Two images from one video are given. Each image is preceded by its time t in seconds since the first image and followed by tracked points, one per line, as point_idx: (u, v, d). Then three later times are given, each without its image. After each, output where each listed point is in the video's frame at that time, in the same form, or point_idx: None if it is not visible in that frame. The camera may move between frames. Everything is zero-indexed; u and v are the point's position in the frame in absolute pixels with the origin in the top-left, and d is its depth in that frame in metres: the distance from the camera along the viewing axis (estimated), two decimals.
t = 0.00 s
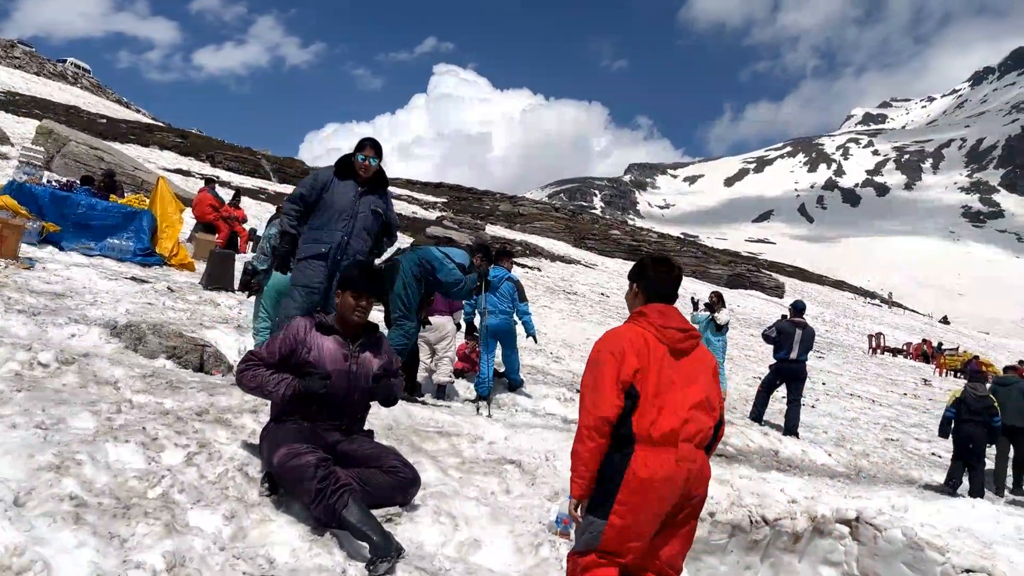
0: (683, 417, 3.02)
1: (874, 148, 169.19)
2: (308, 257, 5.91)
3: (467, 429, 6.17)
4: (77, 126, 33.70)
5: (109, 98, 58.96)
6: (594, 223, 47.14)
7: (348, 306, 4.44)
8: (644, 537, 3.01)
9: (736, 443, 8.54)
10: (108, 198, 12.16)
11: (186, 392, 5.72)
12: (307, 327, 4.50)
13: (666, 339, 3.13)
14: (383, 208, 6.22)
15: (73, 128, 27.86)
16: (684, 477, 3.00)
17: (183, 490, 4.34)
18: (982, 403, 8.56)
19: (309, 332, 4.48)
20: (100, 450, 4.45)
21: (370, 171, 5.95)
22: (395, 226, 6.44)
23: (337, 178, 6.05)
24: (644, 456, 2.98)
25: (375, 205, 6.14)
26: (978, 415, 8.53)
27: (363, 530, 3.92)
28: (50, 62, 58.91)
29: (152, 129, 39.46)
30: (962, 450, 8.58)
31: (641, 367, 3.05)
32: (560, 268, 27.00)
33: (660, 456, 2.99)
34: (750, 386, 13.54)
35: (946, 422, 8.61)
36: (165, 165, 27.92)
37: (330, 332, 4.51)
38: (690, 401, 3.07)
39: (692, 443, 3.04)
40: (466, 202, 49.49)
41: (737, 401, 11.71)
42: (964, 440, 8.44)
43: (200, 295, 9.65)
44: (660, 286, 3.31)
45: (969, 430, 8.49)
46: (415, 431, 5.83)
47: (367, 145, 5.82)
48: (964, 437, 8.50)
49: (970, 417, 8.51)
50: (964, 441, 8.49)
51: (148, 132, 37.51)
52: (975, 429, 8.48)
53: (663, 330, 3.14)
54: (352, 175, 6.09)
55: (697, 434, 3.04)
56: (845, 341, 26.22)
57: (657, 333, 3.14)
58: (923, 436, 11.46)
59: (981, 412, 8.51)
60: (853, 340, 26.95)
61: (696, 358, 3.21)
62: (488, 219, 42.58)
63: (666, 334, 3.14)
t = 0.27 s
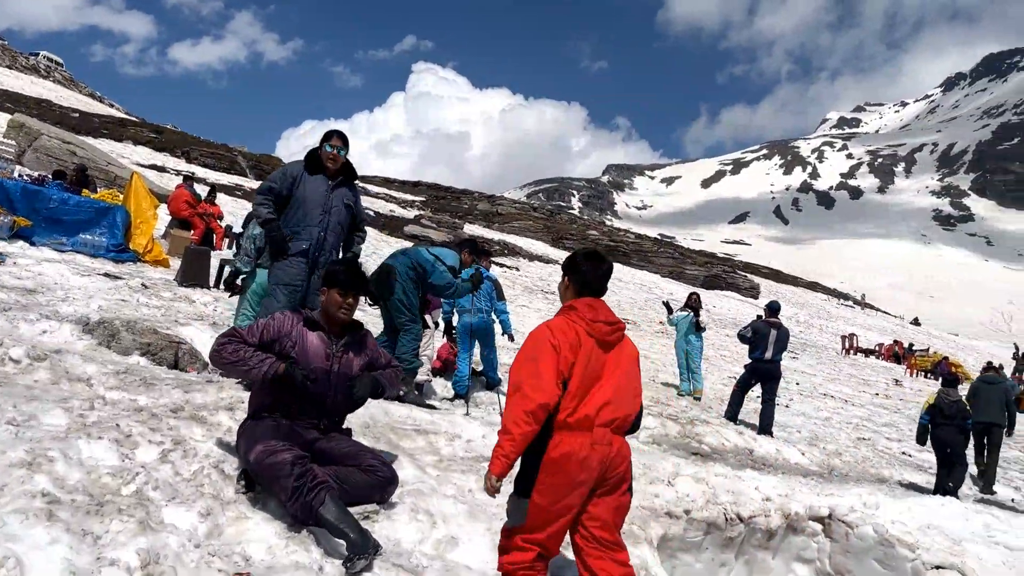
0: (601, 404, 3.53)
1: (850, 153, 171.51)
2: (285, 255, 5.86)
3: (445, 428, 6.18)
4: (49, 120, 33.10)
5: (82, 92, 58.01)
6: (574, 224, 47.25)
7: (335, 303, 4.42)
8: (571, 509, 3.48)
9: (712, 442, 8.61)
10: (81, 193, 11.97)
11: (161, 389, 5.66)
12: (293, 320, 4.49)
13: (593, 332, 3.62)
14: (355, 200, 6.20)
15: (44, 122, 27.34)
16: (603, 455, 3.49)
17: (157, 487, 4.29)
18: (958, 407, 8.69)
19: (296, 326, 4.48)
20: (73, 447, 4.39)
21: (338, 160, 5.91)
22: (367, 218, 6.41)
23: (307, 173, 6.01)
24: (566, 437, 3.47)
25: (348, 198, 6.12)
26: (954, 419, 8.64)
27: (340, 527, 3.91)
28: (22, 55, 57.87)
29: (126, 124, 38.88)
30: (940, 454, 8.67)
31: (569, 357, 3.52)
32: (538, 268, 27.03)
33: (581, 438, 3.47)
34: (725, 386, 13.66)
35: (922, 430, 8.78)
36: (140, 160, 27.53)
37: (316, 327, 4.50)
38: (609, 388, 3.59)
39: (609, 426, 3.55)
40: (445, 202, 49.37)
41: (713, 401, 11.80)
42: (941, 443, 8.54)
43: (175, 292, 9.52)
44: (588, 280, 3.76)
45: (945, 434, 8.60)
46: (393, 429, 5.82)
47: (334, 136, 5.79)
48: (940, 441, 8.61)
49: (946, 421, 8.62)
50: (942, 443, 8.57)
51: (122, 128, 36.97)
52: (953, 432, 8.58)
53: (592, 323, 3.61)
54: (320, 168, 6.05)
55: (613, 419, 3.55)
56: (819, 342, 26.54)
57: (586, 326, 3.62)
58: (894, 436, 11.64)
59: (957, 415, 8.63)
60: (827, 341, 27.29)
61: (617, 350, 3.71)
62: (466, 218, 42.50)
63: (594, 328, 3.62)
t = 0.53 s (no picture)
0: (533, 371, 3.57)
1: (826, 146, 172.92)
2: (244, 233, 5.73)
3: (420, 412, 6.15)
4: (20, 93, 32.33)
5: (56, 66, 56.71)
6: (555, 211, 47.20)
7: (318, 289, 4.36)
8: (513, 475, 3.60)
9: (687, 429, 8.66)
10: (53, 168, 11.71)
11: (132, 369, 5.57)
12: (271, 303, 4.39)
13: (519, 303, 3.67)
14: (312, 172, 6.09)
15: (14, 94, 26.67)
16: (539, 422, 3.57)
17: (126, 468, 4.23)
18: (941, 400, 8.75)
19: (273, 309, 4.39)
20: (40, 425, 4.30)
21: (292, 130, 5.78)
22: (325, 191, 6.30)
23: (261, 147, 5.87)
24: (504, 405, 3.55)
25: (305, 169, 6.02)
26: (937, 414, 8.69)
27: (312, 510, 3.89)
28: None
29: (101, 100, 38.08)
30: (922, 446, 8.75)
31: (495, 329, 3.59)
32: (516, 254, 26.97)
33: (517, 406, 3.55)
34: (701, 374, 13.75)
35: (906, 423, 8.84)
36: (114, 137, 27.00)
37: (294, 311, 4.42)
38: (540, 356, 3.64)
39: (544, 392, 3.61)
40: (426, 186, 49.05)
41: (688, 390, 11.88)
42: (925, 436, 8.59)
43: (149, 271, 9.37)
44: (514, 254, 3.82)
45: (928, 426, 8.65)
46: (367, 413, 5.78)
47: (286, 106, 5.65)
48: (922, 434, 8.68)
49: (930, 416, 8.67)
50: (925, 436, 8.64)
51: (96, 104, 36.22)
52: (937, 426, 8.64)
53: (517, 295, 3.67)
54: (273, 142, 5.91)
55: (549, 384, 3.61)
56: (795, 332, 26.82)
57: (509, 299, 3.67)
58: (865, 426, 11.80)
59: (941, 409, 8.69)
60: (802, 331, 27.58)
61: (547, 318, 3.77)
62: (446, 202, 42.27)
63: (519, 299, 3.67)
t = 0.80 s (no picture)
0: (473, 312, 3.75)
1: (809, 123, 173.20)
2: (196, 205, 5.57)
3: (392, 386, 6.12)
4: None
5: (22, 34, 55.11)
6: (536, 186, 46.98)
7: (282, 261, 4.27)
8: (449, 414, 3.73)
9: (659, 402, 8.72)
10: (16, 137, 11.41)
11: (97, 342, 5.48)
12: (232, 275, 4.28)
13: (458, 254, 3.93)
14: (264, 135, 5.88)
15: None
16: (481, 362, 3.71)
17: (88, 443, 4.16)
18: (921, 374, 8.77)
19: (234, 281, 4.28)
20: None
21: (239, 95, 5.53)
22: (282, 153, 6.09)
23: (208, 114, 5.65)
24: (441, 344, 3.69)
25: (256, 134, 5.80)
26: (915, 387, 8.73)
27: (278, 484, 3.85)
28: None
29: (69, 69, 37.09)
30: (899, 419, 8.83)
31: (439, 274, 3.80)
32: (493, 228, 26.83)
33: (455, 346, 3.69)
34: (675, 347, 13.82)
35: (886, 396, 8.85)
36: (82, 106, 26.35)
37: (256, 283, 4.32)
38: (478, 298, 3.81)
39: (487, 334, 3.76)
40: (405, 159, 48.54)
41: (662, 362, 11.94)
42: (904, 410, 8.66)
43: (117, 243, 9.20)
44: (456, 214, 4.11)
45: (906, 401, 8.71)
46: (338, 387, 5.75)
47: (230, 69, 5.38)
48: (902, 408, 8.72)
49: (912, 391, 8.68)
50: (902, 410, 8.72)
51: (64, 73, 35.29)
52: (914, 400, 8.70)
53: (456, 247, 3.94)
54: (220, 108, 5.68)
55: (485, 324, 3.76)
56: (770, 306, 27.05)
57: (451, 250, 3.93)
58: (836, 398, 11.95)
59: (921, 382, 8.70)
60: (777, 304, 27.82)
61: (487, 269, 4.00)
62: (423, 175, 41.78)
63: (459, 251, 3.94)
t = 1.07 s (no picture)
0: (395, 278, 3.90)
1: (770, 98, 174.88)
2: (136, 186, 5.41)
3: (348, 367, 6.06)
4: None
5: None
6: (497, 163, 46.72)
7: (226, 246, 4.12)
8: (384, 380, 3.87)
9: (617, 376, 8.81)
10: None
11: (39, 328, 5.30)
12: (174, 261, 4.09)
13: (374, 222, 4.02)
14: (202, 113, 5.74)
15: None
16: (405, 323, 3.85)
17: (30, 432, 4.02)
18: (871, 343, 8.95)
19: (176, 266, 4.09)
20: None
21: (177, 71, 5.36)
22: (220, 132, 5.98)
23: (144, 91, 5.45)
24: (368, 312, 3.84)
25: (195, 111, 5.64)
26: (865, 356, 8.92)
27: (228, 469, 3.78)
28: None
29: (6, 45, 35.53)
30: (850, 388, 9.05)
31: (357, 245, 3.92)
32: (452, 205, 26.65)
33: (381, 313, 3.83)
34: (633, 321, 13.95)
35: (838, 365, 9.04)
36: (21, 84, 25.31)
37: (200, 268, 4.16)
38: (398, 265, 3.96)
39: (406, 295, 3.90)
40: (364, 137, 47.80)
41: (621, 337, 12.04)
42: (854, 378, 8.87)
43: (60, 226, 8.89)
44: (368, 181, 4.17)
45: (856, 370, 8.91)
46: (292, 369, 5.67)
47: (168, 45, 5.20)
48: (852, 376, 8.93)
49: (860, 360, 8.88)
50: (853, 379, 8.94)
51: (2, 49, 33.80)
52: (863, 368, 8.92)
53: (372, 216, 4.03)
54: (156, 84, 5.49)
55: (408, 289, 3.91)
56: (725, 279, 27.45)
57: (365, 219, 4.02)
58: (790, 368, 12.22)
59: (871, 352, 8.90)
60: (733, 278, 28.25)
61: (405, 235, 4.11)
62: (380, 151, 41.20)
63: (374, 219, 4.03)
